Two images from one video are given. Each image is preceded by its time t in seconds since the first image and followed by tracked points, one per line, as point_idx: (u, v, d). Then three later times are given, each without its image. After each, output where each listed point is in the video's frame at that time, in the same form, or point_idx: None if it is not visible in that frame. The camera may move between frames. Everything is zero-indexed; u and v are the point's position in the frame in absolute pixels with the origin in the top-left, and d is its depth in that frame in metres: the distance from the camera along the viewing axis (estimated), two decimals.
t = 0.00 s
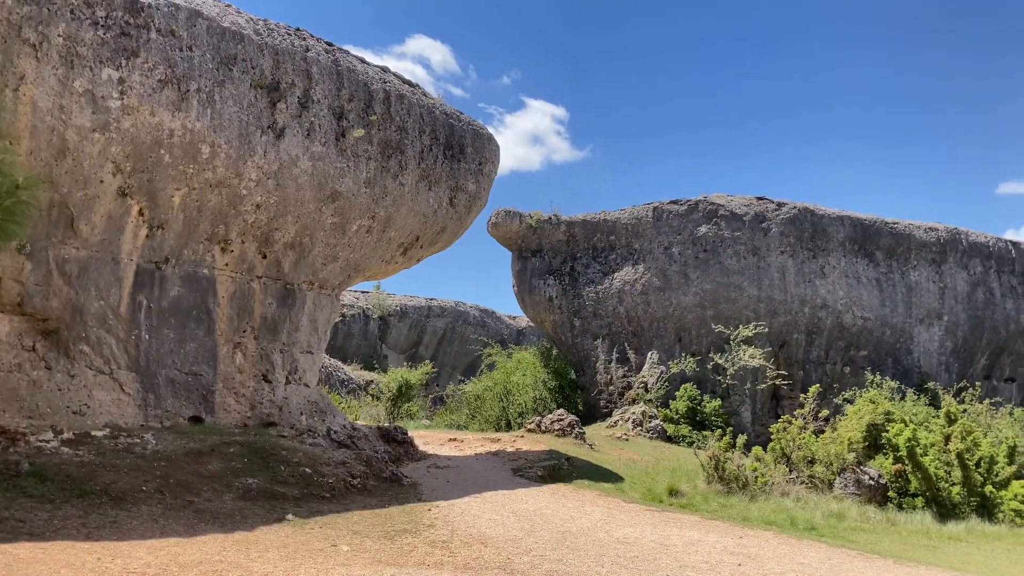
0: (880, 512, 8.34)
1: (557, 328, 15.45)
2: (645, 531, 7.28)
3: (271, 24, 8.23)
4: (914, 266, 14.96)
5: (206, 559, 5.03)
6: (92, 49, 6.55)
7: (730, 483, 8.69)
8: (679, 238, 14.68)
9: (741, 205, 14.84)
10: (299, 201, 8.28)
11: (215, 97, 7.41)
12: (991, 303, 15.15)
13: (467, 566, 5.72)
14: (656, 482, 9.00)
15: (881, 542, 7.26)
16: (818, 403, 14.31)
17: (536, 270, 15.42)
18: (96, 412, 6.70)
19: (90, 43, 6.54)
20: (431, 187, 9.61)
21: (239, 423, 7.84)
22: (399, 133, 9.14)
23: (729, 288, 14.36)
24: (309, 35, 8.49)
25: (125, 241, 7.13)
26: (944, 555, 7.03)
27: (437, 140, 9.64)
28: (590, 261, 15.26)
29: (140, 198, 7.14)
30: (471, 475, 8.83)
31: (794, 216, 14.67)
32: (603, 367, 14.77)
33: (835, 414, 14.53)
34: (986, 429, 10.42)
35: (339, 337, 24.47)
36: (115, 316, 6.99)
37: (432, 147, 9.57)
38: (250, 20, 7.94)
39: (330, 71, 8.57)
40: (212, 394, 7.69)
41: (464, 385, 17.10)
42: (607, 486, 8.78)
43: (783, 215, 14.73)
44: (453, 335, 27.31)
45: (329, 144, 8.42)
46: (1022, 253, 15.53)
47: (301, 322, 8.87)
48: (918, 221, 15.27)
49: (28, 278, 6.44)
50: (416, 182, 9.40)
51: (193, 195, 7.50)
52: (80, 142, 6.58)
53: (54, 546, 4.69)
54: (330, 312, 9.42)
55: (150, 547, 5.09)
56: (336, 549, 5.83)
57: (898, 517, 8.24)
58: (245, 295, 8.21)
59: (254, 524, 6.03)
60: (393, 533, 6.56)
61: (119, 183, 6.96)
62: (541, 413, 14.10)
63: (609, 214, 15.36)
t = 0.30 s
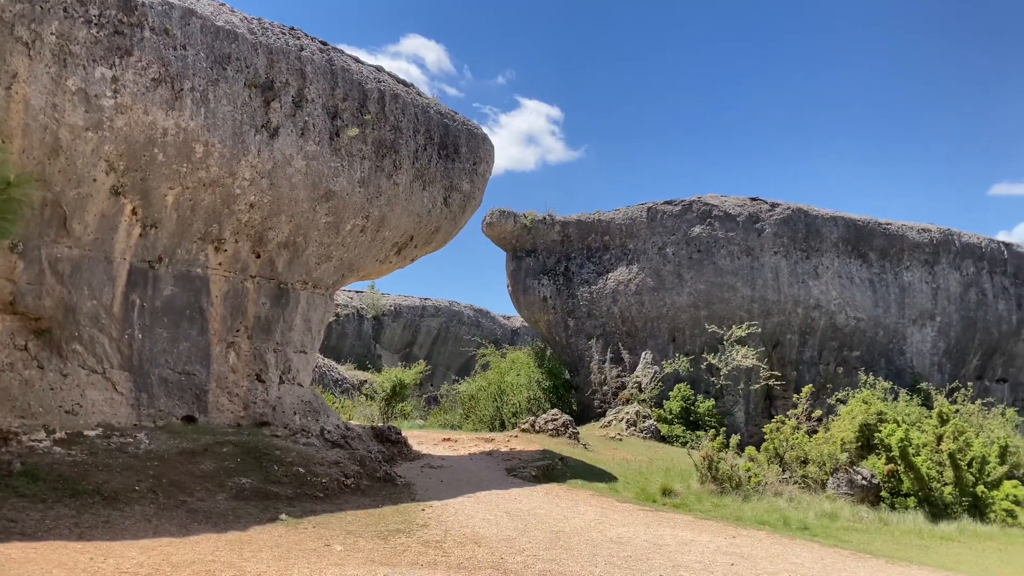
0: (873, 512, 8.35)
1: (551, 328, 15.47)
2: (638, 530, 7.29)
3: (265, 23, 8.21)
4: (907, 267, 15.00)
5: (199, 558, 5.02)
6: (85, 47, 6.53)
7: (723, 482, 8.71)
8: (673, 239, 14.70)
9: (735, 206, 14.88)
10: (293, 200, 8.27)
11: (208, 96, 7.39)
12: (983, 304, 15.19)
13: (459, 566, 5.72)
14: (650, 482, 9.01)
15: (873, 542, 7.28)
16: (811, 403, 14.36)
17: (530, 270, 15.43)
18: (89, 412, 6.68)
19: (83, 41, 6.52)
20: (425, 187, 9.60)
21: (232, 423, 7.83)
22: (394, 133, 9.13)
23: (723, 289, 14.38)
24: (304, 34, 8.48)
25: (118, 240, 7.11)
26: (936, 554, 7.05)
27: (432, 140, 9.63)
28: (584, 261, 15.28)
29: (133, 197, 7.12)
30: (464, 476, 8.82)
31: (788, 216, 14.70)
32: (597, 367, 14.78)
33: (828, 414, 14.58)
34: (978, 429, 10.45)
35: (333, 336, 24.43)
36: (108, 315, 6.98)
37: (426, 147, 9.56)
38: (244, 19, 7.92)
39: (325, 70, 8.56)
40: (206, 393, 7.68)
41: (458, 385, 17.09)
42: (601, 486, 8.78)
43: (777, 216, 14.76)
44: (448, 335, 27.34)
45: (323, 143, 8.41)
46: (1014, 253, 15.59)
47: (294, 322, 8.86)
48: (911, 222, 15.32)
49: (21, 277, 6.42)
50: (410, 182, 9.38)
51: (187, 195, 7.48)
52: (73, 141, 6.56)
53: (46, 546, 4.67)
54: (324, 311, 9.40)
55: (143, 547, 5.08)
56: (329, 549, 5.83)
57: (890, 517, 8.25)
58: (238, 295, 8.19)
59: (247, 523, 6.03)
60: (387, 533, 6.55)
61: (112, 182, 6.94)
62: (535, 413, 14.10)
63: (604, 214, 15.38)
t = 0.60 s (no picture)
0: (862, 511, 8.38)
1: (542, 328, 15.47)
2: (629, 530, 7.30)
3: (256, 21, 8.19)
4: (897, 268, 15.07)
5: (188, 558, 5.00)
6: (75, 45, 6.49)
7: (713, 482, 8.72)
8: (664, 239, 14.72)
9: (726, 206, 14.91)
10: (285, 199, 8.25)
11: (199, 94, 7.36)
12: (972, 304, 15.26)
13: (449, 566, 5.71)
14: (640, 482, 9.02)
15: (862, 541, 7.31)
16: (801, 403, 14.41)
17: (522, 270, 15.43)
18: (78, 411, 6.65)
19: (73, 38, 6.48)
20: (417, 186, 9.58)
21: (222, 422, 7.81)
22: (385, 132, 9.12)
23: (714, 289, 14.42)
24: (295, 32, 8.45)
25: (108, 239, 7.08)
26: (924, 554, 7.09)
27: (423, 139, 9.62)
28: (576, 261, 15.30)
29: (123, 195, 7.10)
30: (455, 475, 8.81)
31: (778, 217, 14.74)
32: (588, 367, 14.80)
33: (818, 414, 14.64)
34: (967, 429, 10.50)
35: (324, 336, 24.29)
36: (97, 314, 6.96)
37: (418, 147, 9.55)
38: (235, 17, 7.90)
39: (316, 69, 8.54)
40: (196, 392, 7.65)
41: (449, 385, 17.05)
42: (592, 486, 8.79)
43: (768, 216, 14.80)
44: (439, 334, 27.38)
45: (314, 143, 8.39)
46: (1003, 254, 15.67)
47: (285, 321, 8.84)
48: (901, 223, 15.39)
49: (9, 275, 6.39)
50: (401, 182, 9.37)
51: (177, 193, 7.46)
52: (62, 138, 6.53)
53: (33, 546, 4.64)
54: (315, 310, 9.39)
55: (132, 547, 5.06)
56: (320, 548, 5.82)
57: (879, 517, 8.28)
58: (229, 293, 8.17)
59: (237, 523, 6.01)
60: (377, 533, 6.55)
61: (102, 180, 6.91)
62: (526, 412, 14.05)
63: (595, 214, 15.39)
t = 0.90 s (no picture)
0: (848, 510, 8.42)
1: (531, 327, 15.48)
2: (616, 529, 7.31)
3: (245, 18, 8.15)
4: (883, 269, 15.17)
5: (174, 557, 4.97)
6: (61, 40, 6.44)
7: (700, 481, 8.75)
8: (652, 239, 14.75)
9: (714, 207, 14.96)
10: (273, 197, 8.22)
11: (187, 91, 7.33)
12: (958, 305, 15.35)
13: (436, 565, 5.70)
14: (628, 480, 9.04)
15: (847, 540, 7.35)
16: (788, 403, 14.48)
17: (511, 269, 15.42)
18: (63, 409, 6.61)
19: (59, 34, 6.43)
20: (405, 185, 9.57)
21: (209, 421, 7.78)
22: (374, 130, 9.10)
23: (702, 289, 14.47)
24: (284, 30, 8.42)
25: (94, 236, 7.05)
26: (908, 552, 7.15)
27: (411, 137, 9.60)
28: (564, 261, 15.32)
29: (109, 192, 7.05)
30: (442, 474, 8.81)
31: (766, 218, 14.79)
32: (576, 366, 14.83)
33: (805, 413, 14.72)
34: (952, 429, 10.57)
35: (311, 335, 24.15)
36: (83, 311, 6.92)
37: (406, 145, 9.53)
38: (224, 14, 7.87)
39: (305, 66, 8.52)
40: (183, 391, 7.62)
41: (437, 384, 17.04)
42: (579, 484, 8.80)
43: (755, 217, 14.84)
44: (427, 333, 27.40)
45: (303, 140, 8.37)
46: (988, 255, 15.79)
47: (272, 319, 8.81)
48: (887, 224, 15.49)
49: None
50: (389, 180, 9.35)
51: (165, 190, 7.42)
52: (47, 134, 6.47)
53: (16, 545, 4.60)
54: (303, 308, 9.36)
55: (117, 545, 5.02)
56: (306, 547, 5.81)
57: (865, 515, 8.32)
58: (216, 291, 8.14)
59: (223, 521, 5.99)
60: (364, 531, 6.54)
61: (88, 177, 6.86)
62: (514, 411, 14.08)
63: (584, 213, 15.41)
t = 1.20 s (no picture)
0: (830, 510, 8.47)
1: (516, 326, 15.48)
2: (600, 528, 7.32)
3: (229, 15, 8.10)
4: (866, 269, 15.28)
5: (156, 557, 4.94)
6: (43, 36, 6.36)
7: (684, 480, 8.77)
8: (638, 239, 14.79)
9: (699, 207, 15.00)
10: (257, 195, 8.18)
11: (171, 88, 7.27)
12: (940, 306, 15.46)
13: (420, 565, 5.68)
14: (612, 480, 9.05)
15: (829, 539, 7.40)
16: (772, 403, 14.56)
17: (496, 268, 15.41)
18: (43, 408, 6.55)
19: (41, 29, 6.35)
20: (391, 183, 9.54)
21: (192, 420, 7.73)
22: (359, 128, 9.08)
23: (687, 289, 14.53)
24: (269, 27, 8.38)
25: (76, 234, 6.99)
26: (889, 551, 7.21)
27: (397, 135, 9.57)
28: (550, 260, 15.33)
29: (91, 189, 6.99)
30: (427, 473, 8.80)
31: (750, 218, 14.85)
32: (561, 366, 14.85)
33: (788, 413, 14.80)
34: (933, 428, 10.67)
35: (296, 334, 23.92)
36: (64, 309, 6.85)
37: (392, 143, 9.50)
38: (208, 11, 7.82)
39: (290, 63, 8.48)
40: (165, 390, 7.56)
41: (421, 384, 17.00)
42: (564, 484, 8.81)
43: (740, 217, 14.90)
44: (412, 333, 27.37)
45: (288, 138, 8.33)
46: (971, 256, 15.93)
47: (256, 318, 8.77)
48: (871, 225, 15.60)
49: None
50: (374, 178, 9.32)
51: (148, 187, 7.36)
52: (28, 131, 6.40)
53: None
54: (287, 307, 9.32)
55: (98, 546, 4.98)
56: (289, 547, 5.78)
57: (846, 515, 8.38)
58: (199, 290, 8.08)
59: (206, 521, 5.96)
60: (348, 531, 6.52)
61: (70, 174, 6.80)
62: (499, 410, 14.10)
63: (570, 213, 15.42)
